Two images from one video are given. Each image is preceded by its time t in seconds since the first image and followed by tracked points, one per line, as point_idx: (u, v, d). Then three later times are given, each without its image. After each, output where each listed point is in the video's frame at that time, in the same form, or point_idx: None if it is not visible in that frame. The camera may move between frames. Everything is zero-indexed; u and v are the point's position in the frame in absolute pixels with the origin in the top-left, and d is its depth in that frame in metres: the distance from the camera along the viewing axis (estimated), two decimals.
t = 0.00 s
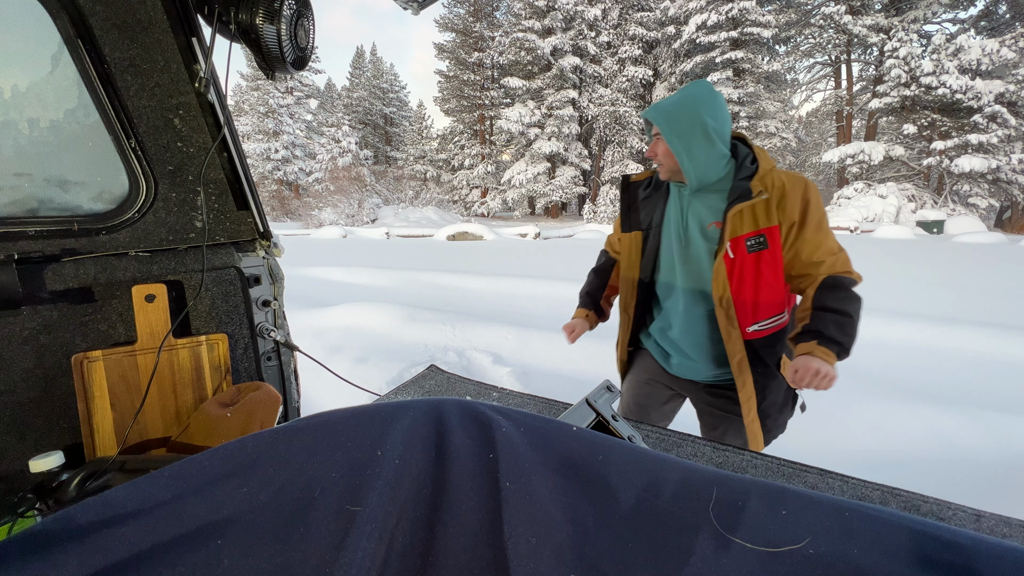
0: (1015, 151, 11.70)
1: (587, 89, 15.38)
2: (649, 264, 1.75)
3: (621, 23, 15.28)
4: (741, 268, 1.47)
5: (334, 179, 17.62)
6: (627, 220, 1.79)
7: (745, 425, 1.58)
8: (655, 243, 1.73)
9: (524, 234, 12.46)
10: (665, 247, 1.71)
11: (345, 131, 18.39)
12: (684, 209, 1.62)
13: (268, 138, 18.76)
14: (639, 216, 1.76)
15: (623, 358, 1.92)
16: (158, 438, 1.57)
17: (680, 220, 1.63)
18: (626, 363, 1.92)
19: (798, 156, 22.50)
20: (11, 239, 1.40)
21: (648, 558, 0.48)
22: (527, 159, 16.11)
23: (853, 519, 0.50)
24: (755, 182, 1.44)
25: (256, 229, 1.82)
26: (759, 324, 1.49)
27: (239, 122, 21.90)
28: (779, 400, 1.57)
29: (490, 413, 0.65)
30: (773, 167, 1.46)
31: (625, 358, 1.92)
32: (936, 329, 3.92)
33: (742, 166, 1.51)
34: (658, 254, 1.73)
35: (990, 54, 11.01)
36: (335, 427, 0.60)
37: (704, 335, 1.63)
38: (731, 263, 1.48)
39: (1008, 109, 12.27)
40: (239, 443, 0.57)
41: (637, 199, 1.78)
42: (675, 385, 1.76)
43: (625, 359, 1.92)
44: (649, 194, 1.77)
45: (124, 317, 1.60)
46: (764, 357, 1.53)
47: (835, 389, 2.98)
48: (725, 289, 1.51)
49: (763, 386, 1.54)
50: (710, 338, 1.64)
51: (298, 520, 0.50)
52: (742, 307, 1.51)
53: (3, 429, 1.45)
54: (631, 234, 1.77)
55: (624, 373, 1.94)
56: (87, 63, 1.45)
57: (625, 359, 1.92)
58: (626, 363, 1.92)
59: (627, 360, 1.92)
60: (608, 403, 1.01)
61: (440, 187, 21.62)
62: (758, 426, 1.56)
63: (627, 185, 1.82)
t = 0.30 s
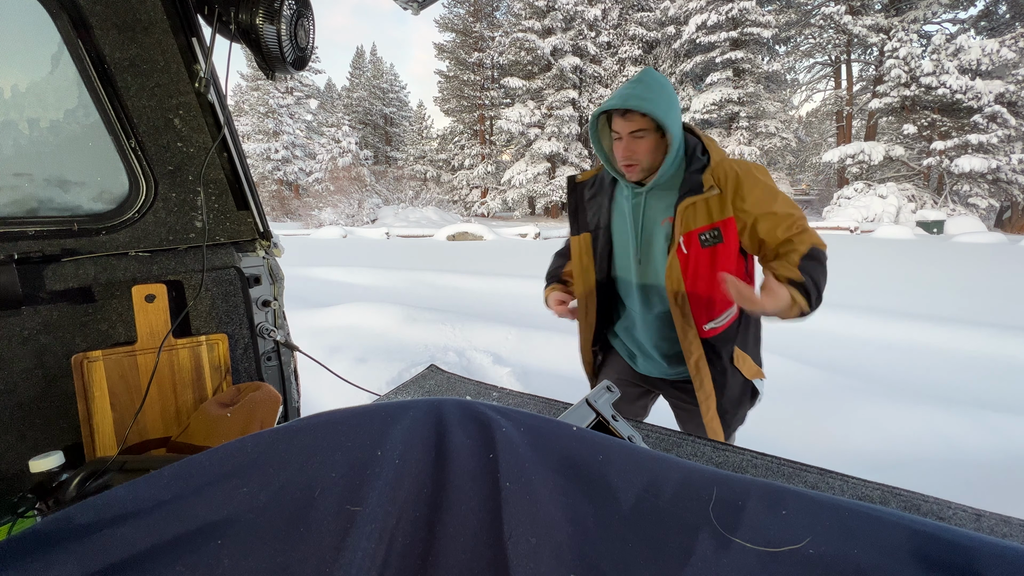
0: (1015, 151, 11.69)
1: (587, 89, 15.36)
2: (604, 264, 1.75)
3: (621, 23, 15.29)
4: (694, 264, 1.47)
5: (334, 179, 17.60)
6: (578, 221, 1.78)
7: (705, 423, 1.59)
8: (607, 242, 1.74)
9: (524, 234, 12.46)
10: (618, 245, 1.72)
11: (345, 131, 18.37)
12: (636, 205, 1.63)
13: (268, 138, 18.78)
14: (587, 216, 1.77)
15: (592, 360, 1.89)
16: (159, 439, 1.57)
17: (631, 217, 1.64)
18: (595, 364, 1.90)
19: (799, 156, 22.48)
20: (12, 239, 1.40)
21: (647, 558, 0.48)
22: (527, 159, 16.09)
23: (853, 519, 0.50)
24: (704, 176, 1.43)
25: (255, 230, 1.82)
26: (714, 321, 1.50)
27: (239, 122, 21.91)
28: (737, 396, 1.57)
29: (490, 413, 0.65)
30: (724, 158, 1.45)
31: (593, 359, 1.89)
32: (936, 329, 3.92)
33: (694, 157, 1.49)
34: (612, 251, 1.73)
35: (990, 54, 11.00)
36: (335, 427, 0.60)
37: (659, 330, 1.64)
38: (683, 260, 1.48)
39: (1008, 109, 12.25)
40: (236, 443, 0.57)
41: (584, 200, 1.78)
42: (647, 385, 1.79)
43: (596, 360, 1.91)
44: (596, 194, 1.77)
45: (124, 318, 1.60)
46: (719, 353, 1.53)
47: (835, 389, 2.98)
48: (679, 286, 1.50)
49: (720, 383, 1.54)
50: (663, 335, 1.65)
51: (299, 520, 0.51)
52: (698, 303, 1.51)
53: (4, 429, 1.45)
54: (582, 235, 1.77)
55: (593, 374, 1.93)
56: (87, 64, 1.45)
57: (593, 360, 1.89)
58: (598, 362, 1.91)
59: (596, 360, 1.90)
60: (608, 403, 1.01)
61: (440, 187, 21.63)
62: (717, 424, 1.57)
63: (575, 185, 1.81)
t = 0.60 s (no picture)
0: (1015, 151, 11.67)
1: (587, 89, 15.36)
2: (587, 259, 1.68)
3: (621, 23, 15.30)
4: (684, 254, 1.48)
5: (334, 179, 17.62)
6: (562, 210, 1.65)
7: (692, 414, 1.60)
8: (593, 235, 1.66)
9: (524, 234, 12.47)
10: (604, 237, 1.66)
11: (346, 131, 18.37)
12: (628, 195, 1.59)
13: (268, 138, 18.79)
14: (571, 205, 1.65)
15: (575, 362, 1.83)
16: (158, 439, 1.57)
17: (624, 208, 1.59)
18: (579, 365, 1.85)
19: (798, 156, 22.48)
20: (12, 239, 1.41)
21: (646, 557, 0.48)
22: (527, 159, 16.08)
23: (855, 519, 0.50)
24: (701, 165, 1.43)
25: (255, 229, 1.82)
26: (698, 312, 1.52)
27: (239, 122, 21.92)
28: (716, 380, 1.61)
29: (489, 413, 0.65)
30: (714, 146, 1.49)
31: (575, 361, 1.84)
32: (935, 329, 3.92)
33: (689, 144, 1.50)
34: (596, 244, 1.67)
35: (990, 54, 10.98)
36: (335, 426, 0.60)
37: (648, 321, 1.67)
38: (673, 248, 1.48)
39: (1008, 109, 12.23)
40: (235, 443, 0.57)
41: (567, 187, 1.67)
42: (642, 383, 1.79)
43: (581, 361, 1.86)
44: (579, 182, 1.67)
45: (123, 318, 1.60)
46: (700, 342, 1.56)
47: (835, 389, 2.98)
48: (669, 275, 1.48)
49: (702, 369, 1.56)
50: (646, 325, 1.68)
51: (299, 519, 0.51)
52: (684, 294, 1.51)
53: (4, 429, 1.45)
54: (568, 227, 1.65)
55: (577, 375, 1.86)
56: (87, 64, 1.45)
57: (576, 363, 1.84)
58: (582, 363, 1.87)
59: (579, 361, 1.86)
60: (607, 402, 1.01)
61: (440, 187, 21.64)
62: (703, 413, 1.58)
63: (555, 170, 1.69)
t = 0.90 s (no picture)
0: (1015, 151, 11.66)
1: (587, 89, 15.37)
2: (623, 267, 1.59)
3: (621, 23, 15.31)
4: (697, 253, 1.48)
5: (334, 179, 17.63)
6: (599, 220, 1.53)
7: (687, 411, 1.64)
8: (629, 244, 1.56)
9: (524, 234, 12.46)
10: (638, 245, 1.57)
11: (346, 131, 18.37)
12: (664, 198, 1.52)
13: (268, 138, 18.80)
14: (608, 213, 1.54)
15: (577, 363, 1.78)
16: (158, 439, 1.56)
17: (660, 213, 1.52)
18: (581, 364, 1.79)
19: (799, 156, 22.49)
20: (11, 239, 1.40)
21: (647, 557, 0.48)
22: (527, 159, 16.08)
23: (854, 519, 0.50)
24: (726, 166, 1.43)
25: (255, 229, 1.82)
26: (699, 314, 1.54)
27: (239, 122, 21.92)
28: (715, 377, 1.62)
29: (490, 412, 0.65)
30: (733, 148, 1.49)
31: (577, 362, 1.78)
32: (935, 329, 3.92)
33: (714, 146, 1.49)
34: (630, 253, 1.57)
35: (990, 54, 10.98)
36: (335, 426, 0.60)
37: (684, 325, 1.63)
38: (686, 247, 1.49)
39: (1008, 109, 12.22)
40: (235, 444, 0.57)
41: (602, 194, 1.55)
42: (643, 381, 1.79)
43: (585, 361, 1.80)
44: (612, 187, 1.55)
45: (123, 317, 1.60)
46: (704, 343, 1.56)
47: (834, 388, 2.98)
48: (679, 275, 1.49)
49: (701, 368, 1.57)
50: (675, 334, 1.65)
51: (299, 519, 0.51)
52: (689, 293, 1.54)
53: (4, 429, 1.45)
54: (605, 237, 1.52)
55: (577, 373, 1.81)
56: (87, 63, 1.45)
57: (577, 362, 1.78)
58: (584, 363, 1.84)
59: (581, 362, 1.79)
60: (607, 403, 1.01)
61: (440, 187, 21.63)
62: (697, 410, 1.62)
63: (585, 179, 1.57)
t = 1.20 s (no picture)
0: (1015, 151, 11.65)
1: (587, 89, 15.36)
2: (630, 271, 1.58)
3: (621, 23, 15.31)
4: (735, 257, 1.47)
5: (334, 179, 17.62)
6: (599, 226, 1.50)
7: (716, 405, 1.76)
8: (636, 248, 1.56)
9: (524, 234, 12.45)
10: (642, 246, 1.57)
11: (346, 131, 18.37)
12: (666, 200, 1.53)
13: (268, 138, 18.81)
14: (606, 219, 1.51)
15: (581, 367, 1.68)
16: (158, 439, 1.56)
17: (666, 218, 1.54)
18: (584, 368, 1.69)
19: (799, 156, 22.47)
20: (11, 239, 1.40)
21: (647, 557, 0.48)
22: (527, 159, 16.08)
23: (854, 519, 0.50)
24: (734, 165, 1.43)
25: (255, 230, 1.82)
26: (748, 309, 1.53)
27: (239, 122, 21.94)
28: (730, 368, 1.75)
29: (491, 412, 0.65)
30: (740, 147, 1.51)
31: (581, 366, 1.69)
32: (935, 329, 3.92)
33: (720, 149, 1.49)
34: (633, 255, 1.57)
35: (990, 54, 10.97)
36: (335, 427, 0.60)
37: (692, 324, 1.64)
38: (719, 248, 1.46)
39: (1008, 109, 12.22)
40: (235, 444, 0.57)
41: (599, 200, 1.52)
42: (644, 381, 1.81)
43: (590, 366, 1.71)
44: (609, 192, 1.53)
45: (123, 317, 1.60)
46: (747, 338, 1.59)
47: (834, 388, 2.98)
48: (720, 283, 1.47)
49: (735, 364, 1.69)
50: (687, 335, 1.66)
51: (298, 519, 0.51)
52: (728, 295, 1.51)
53: (4, 429, 1.45)
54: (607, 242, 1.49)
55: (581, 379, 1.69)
56: (87, 63, 1.45)
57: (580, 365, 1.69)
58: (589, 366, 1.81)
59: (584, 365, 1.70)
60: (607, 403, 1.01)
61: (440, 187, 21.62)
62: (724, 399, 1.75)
63: (581, 187, 1.55)
